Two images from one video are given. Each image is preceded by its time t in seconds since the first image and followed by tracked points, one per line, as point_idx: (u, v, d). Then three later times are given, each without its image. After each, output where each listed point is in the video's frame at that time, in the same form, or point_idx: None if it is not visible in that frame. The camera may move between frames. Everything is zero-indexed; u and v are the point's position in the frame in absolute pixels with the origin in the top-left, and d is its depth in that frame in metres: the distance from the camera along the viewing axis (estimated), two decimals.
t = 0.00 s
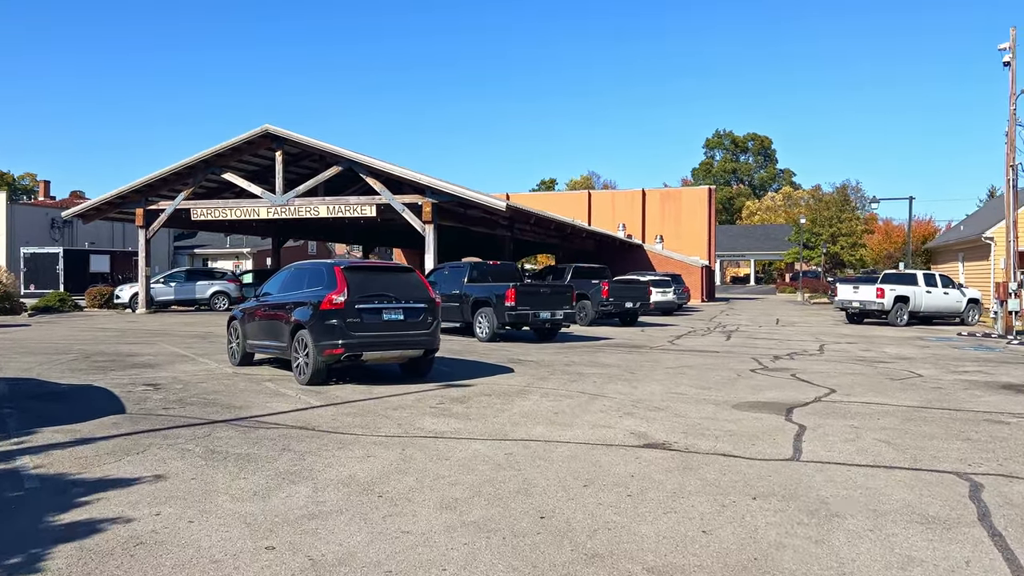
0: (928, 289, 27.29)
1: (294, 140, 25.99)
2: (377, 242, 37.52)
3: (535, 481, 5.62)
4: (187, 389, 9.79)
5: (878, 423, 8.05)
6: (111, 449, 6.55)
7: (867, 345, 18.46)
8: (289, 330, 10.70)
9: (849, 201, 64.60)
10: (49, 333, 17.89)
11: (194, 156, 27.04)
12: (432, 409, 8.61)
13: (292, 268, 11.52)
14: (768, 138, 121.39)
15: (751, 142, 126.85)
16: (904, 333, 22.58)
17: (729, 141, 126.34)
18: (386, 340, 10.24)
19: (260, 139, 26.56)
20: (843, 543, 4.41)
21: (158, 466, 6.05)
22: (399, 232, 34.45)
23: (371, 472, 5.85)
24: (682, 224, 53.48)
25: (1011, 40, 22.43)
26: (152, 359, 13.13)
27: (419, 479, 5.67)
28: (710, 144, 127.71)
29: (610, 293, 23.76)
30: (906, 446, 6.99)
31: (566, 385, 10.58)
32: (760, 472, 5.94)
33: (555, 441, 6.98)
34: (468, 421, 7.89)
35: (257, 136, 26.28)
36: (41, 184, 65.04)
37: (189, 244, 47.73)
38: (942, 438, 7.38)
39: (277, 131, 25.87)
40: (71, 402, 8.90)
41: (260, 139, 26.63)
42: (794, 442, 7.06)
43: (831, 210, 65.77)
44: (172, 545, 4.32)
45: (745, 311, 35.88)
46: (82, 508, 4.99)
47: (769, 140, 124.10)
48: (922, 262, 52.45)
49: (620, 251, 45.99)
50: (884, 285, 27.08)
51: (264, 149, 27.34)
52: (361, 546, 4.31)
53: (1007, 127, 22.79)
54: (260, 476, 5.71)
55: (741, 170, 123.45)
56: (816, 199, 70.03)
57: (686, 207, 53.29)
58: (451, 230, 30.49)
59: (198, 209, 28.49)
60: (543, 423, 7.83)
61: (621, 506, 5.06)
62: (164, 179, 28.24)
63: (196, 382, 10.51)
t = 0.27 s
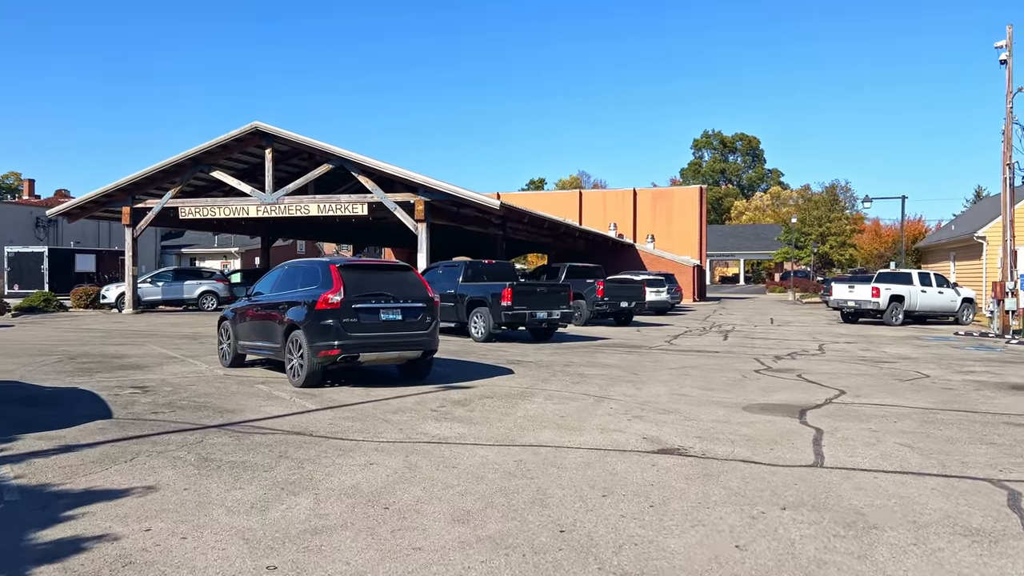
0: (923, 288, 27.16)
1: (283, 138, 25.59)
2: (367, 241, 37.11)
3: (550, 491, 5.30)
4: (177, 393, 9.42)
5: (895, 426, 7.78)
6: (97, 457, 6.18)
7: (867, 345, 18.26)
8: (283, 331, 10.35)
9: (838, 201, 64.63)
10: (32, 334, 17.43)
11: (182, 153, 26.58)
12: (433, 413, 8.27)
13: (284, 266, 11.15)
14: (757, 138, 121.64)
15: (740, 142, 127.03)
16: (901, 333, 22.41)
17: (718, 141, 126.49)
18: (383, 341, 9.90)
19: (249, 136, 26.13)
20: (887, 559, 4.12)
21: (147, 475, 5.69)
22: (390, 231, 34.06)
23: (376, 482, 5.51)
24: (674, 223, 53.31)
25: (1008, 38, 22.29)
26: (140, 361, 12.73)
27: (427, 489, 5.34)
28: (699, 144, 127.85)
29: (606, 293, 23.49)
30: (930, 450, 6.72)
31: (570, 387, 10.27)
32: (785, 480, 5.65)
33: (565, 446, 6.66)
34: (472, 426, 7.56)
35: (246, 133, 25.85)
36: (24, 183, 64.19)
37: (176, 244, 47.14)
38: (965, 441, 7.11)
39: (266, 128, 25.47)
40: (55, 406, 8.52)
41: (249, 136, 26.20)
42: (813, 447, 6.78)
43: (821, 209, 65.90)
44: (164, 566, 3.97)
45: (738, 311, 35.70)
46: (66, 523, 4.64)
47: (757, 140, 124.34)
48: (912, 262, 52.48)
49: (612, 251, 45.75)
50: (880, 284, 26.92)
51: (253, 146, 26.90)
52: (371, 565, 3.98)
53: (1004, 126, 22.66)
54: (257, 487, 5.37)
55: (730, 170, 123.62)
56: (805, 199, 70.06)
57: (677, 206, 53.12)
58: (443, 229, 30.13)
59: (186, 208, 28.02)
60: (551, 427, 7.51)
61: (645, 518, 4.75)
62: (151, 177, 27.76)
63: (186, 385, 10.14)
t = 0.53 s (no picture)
0: (919, 290, 27.03)
1: (273, 137, 25.20)
2: (358, 242, 36.71)
3: (567, 511, 4.99)
4: (166, 401, 9.05)
5: (914, 435, 7.53)
6: (81, 474, 5.82)
7: (867, 348, 18.05)
8: (276, 336, 10.00)
9: (829, 201, 64.68)
10: (16, 339, 16.99)
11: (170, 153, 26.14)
12: (435, 423, 7.94)
13: (277, 269, 10.80)
14: (746, 138, 121.84)
15: (729, 142, 127.12)
16: (898, 334, 22.24)
17: (708, 141, 126.54)
18: (381, 346, 9.56)
19: (239, 135, 25.72)
20: None
21: (137, 494, 5.34)
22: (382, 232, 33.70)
23: (381, 501, 5.18)
24: (665, 224, 53.10)
25: (1006, 37, 22.13)
26: (127, 367, 12.34)
27: (435, 509, 5.02)
28: (688, 145, 128.04)
29: (601, 295, 23.22)
30: (956, 462, 6.44)
31: (573, 393, 9.97)
32: (812, 497, 5.37)
33: (576, 459, 6.36)
34: (476, 437, 7.24)
35: (236, 132, 25.44)
36: (8, 183, 63.45)
37: (163, 245, 46.57)
38: (990, 452, 6.85)
39: (256, 127, 25.07)
40: (39, 416, 8.15)
41: (238, 135, 25.78)
42: (834, 459, 6.50)
43: (811, 210, 65.94)
44: None
45: (732, 312, 35.51)
46: (47, 550, 4.29)
47: (747, 140, 124.45)
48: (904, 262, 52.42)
49: (604, 251, 45.52)
50: (876, 286, 26.76)
51: (242, 146, 26.49)
52: None
53: (1001, 126, 22.51)
54: (253, 508, 5.02)
55: (719, 170, 123.67)
56: (796, 199, 70.07)
57: (669, 206, 52.92)
58: (435, 229, 29.79)
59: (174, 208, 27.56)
60: (559, 438, 7.19)
61: (670, 541, 4.44)
62: (138, 177, 27.28)
63: (175, 392, 9.76)
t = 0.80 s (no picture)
0: (914, 289, 26.89)
1: (263, 134, 24.84)
2: (349, 242, 36.35)
3: (580, 523, 4.71)
4: (154, 405, 8.71)
5: (931, 439, 7.29)
6: (64, 484, 5.50)
7: (867, 348, 17.86)
8: (268, 337, 9.68)
9: (820, 201, 64.71)
10: None
11: (158, 150, 25.73)
12: (435, 427, 7.64)
13: (269, 268, 10.48)
14: (736, 139, 121.99)
15: (719, 142, 127.19)
16: (896, 334, 22.07)
17: (698, 141, 126.62)
18: (377, 347, 9.26)
19: (228, 132, 25.34)
20: None
21: (123, 506, 5.02)
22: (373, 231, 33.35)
23: (382, 513, 4.88)
24: (658, 223, 52.92)
25: (1002, 35, 21.99)
26: (113, 369, 11.98)
27: (440, 522, 4.73)
28: (679, 145, 128.10)
29: (596, 295, 22.96)
30: (980, 468, 6.20)
31: (575, 396, 9.68)
32: (836, 506, 5.10)
33: (586, 466, 6.07)
34: (478, 442, 6.94)
35: (225, 130, 25.05)
36: None
37: (151, 244, 46.03)
38: (1012, 457, 6.61)
39: (246, 125, 24.70)
40: (21, 421, 7.81)
41: (228, 133, 25.40)
42: (854, 465, 6.23)
43: (803, 210, 65.95)
44: None
45: (725, 312, 35.33)
46: (24, 569, 3.97)
47: (737, 140, 124.61)
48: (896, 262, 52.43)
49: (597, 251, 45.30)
50: (872, 285, 26.61)
51: (231, 144, 26.11)
52: None
53: (998, 125, 22.37)
54: (247, 522, 4.72)
55: (709, 170, 123.75)
56: (787, 199, 70.06)
57: (661, 206, 52.74)
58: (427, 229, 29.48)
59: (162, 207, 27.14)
60: (565, 444, 6.91)
61: (693, 557, 4.17)
62: (125, 175, 26.86)
63: (163, 395, 9.43)
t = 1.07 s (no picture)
0: (914, 291, 26.69)
1: (255, 134, 24.43)
2: (341, 243, 35.93)
3: (604, 552, 4.37)
4: (145, 416, 8.33)
5: (958, 452, 6.99)
6: (46, 508, 5.12)
7: (870, 351, 17.60)
8: (263, 344, 9.31)
9: (813, 202, 64.67)
10: None
11: (148, 150, 25.28)
12: (440, 440, 7.28)
13: (263, 272, 10.11)
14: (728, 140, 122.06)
15: (711, 143, 127.20)
16: (897, 337, 21.84)
17: (690, 142, 126.63)
18: (377, 355, 8.90)
19: (220, 132, 24.92)
20: None
21: (110, 533, 4.66)
22: (366, 232, 32.95)
23: (391, 540, 4.53)
24: (652, 224, 52.67)
25: (1004, 36, 21.81)
26: (101, 376, 11.57)
27: (454, 551, 4.38)
28: (671, 145, 128.09)
29: (594, 297, 22.64)
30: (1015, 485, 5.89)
31: (582, 405, 9.35)
32: (874, 531, 4.79)
33: (603, 485, 5.74)
34: (487, 458, 6.61)
35: (217, 129, 24.63)
36: None
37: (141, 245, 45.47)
38: None
39: (237, 125, 24.30)
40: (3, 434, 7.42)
41: (219, 132, 24.97)
42: (884, 483, 5.91)
43: (795, 211, 65.95)
44: None
45: (722, 314, 35.08)
46: None
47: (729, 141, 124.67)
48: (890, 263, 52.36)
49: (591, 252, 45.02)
50: (871, 287, 26.39)
51: (223, 143, 25.67)
52: None
53: (999, 126, 22.18)
54: (244, 551, 4.36)
55: (701, 171, 123.76)
56: (780, 200, 70.01)
57: (655, 207, 52.50)
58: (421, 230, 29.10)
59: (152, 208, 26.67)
60: (577, 459, 6.57)
61: None
62: (114, 176, 26.38)
63: (153, 405, 9.04)
